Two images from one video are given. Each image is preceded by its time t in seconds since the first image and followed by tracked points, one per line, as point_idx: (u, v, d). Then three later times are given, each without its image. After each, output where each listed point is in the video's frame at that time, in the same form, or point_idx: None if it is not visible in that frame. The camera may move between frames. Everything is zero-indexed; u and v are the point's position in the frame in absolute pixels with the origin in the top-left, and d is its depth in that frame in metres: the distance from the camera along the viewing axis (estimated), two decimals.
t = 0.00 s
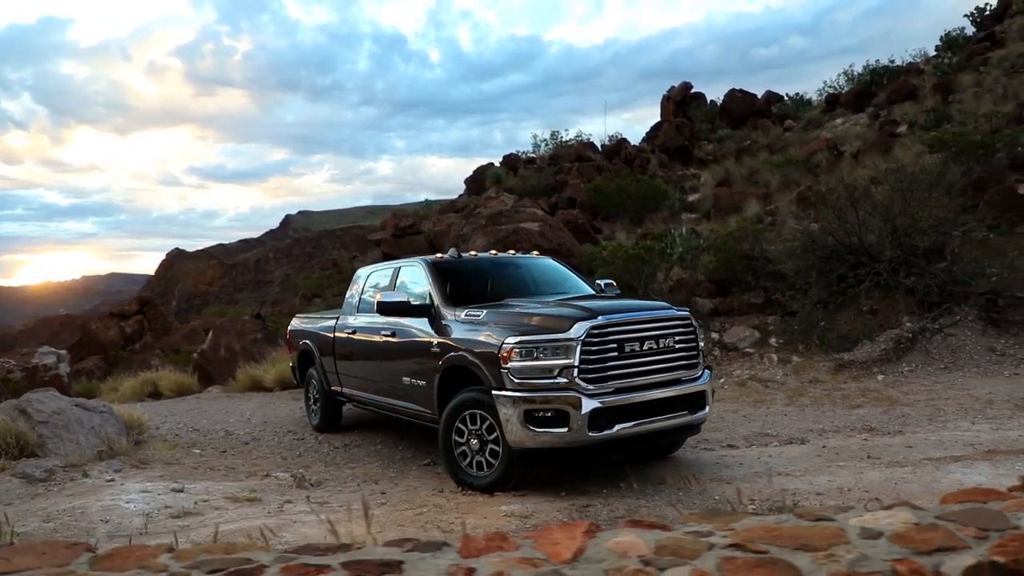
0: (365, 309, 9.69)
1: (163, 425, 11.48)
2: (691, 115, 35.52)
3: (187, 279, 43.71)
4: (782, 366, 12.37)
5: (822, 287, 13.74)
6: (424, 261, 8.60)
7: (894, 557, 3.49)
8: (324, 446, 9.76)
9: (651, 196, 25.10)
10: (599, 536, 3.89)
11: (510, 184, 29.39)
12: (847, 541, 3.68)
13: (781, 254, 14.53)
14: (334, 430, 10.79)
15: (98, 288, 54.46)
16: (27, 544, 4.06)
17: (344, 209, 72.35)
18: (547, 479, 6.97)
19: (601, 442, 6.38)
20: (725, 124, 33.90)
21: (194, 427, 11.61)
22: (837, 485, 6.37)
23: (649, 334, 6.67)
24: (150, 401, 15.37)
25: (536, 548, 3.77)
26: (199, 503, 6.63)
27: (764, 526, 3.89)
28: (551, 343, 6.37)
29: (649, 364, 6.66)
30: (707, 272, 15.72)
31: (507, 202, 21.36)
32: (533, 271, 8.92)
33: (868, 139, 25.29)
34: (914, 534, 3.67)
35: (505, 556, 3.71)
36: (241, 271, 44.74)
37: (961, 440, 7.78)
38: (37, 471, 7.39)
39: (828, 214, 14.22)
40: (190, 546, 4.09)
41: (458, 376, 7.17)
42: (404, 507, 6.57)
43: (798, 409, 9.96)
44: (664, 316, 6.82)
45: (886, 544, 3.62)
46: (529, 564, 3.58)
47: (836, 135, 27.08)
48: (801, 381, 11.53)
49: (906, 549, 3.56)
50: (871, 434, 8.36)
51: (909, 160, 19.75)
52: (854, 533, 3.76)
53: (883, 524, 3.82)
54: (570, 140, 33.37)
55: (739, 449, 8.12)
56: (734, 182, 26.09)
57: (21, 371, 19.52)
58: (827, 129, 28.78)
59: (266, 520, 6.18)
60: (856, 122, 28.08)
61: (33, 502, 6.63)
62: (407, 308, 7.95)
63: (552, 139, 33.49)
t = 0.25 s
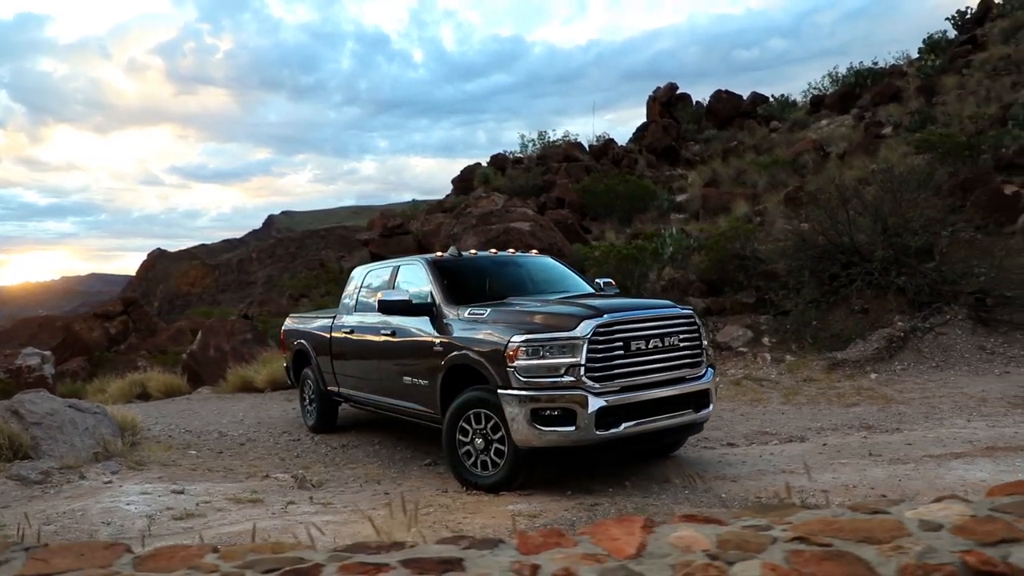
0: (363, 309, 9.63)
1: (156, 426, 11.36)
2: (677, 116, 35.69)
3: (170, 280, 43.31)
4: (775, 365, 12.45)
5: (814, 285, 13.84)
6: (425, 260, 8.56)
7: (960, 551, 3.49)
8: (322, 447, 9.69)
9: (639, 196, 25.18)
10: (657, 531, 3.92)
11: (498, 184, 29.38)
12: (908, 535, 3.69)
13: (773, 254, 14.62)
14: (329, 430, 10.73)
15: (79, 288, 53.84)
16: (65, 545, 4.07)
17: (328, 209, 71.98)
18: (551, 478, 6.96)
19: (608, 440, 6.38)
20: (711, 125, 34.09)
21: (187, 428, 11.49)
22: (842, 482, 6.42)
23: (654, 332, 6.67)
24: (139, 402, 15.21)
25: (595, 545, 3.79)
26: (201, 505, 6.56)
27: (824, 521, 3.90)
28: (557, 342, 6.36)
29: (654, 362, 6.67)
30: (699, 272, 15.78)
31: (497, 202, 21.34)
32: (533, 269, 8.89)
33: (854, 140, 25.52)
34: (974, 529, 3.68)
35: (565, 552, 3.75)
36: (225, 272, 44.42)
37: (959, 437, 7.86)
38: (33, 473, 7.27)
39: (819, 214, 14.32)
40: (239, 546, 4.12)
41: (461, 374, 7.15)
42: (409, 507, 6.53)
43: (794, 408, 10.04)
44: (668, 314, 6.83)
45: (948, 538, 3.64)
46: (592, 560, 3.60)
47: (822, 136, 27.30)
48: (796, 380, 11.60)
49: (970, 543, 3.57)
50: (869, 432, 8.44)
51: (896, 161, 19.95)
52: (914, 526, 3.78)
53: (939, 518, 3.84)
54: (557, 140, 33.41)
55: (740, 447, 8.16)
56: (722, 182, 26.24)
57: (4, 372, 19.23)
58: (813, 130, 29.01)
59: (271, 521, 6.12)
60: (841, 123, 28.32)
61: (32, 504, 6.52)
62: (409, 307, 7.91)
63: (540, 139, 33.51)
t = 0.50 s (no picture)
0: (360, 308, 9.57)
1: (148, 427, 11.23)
2: (664, 116, 35.83)
3: (153, 281, 42.88)
4: (769, 364, 12.53)
5: (807, 285, 13.93)
6: (426, 258, 8.51)
7: None
8: (319, 447, 9.63)
9: (628, 196, 25.24)
10: (718, 527, 3.84)
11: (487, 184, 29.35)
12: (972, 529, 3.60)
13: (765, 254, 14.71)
14: (326, 431, 10.66)
15: (59, 288, 53.18)
16: (103, 548, 3.95)
17: (312, 209, 71.59)
18: (556, 477, 6.95)
19: (615, 439, 6.38)
20: (698, 126, 34.26)
21: (180, 430, 11.38)
22: (846, 480, 6.46)
23: (659, 331, 6.68)
24: (129, 403, 15.05)
25: (656, 541, 3.71)
26: (203, 506, 6.49)
27: (883, 516, 3.81)
28: (564, 340, 6.35)
29: (660, 361, 6.67)
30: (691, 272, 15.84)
31: (488, 202, 21.31)
32: (534, 268, 8.87)
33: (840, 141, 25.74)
34: None
35: (629, 549, 3.66)
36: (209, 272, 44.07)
37: (957, 434, 7.94)
38: (29, 475, 7.16)
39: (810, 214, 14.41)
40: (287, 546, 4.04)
41: (465, 374, 7.12)
42: (415, 507, 6.50)
43: (791, 406, 10.10)
44: (673, 313, 6.83)
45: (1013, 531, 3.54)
46: (660, 557, 3.52)
47: (808, 137, 27.51)
48: (790, 378, 11.68)
49: None
50: (867, 429, 8.51)
51: (883, 161, 20.13)
52: (975, 520, 3.69)
53: (996, 511, 3.76)
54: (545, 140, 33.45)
55: (740, 445, 8.20)
56: (710, 183, 26.38)
57: None
58: (799, 131, 29.23)
59: (276, 523, 6.07)
60: (827, 125, 28.55)
61: (30, 507, 6.42)
62: (411, 306, 7.87)
63: (527, 139, 33.53)
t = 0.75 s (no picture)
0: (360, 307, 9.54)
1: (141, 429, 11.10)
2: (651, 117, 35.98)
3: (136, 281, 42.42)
4: (763, 363, 12.61)
5: (799, 284, 14.05)
6: (428, 258, 8.49)
7: None
8: (317, 448, 9.57)
9: (617, 196, 25.32)
10: (779, 522, 3.84)
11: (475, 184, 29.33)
12: None
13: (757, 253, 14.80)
14: (322, 431, 10.60)
15: (39, 289, 52.48)
16: (156, 549, 3.92)
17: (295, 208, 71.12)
18: (561, 476, 6.96)
19: (622, 437, 6.40)
20: (684, 126, 34.44)
21: (174, 431, 11.26)
22: (851, 476, 6.52)
23: (665, 330, 6.70)
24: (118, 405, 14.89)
25: (722, 536, 3.70)
26: (208, 508, 6.43)
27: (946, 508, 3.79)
28: (572, 339, 6.36)
29: (666, 359, 6.70)
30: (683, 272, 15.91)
31: (479, 202, 21.29)
32: (535, 267, 8.87)
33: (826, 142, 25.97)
34: None
35: (696, 544, 3.65)
36: (192, 272, 43.68)
37: (955, 431, 8.04)
38: (27, 477, 7.07)
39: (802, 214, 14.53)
40: (349, 545, 4.05)
41: (470, 374, 7.11)
42: (422, 507, 6.48)
43: (787, 405, 10.18)
44: (679, 312, 6.86)
45: None
46: (730, 551, 3.52)
47: (795, 138, 27.73)
48: (784, 377, 11.77)
49: None
50: (866, 427, 8.59)
51: (870, 161, 20.32)
52: None
53: None
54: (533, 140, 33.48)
55: (741, 443, 8.26)
56: (698, 183, 26.51)
57: None
58: (785, 132, 29.45)
59: (283, 523, 6.02)
60: (813, 126, 28.80)
61: (32, 509, 6.33)
62: (414, 306, 7.86)
63: (515, 139, 33.53)
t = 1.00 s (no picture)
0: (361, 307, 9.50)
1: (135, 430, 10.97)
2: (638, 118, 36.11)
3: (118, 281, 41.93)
4: (758, 361, 12.69)
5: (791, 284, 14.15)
6: (431, 257, 8.45)
7: None
8: (316, 448, 9.51)
9: (607, 197, 25.38)
10: (843, 513, 3.90)
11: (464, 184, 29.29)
12: None
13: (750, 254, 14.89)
14: (319, 432, 10.53)
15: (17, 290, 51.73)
16: (219, 548, 3.91)
17: (278, 208, 70.61)
18: (567, 475, 6.95)
19: (630, 436, 6.42)
20: (671, 127, 34.60)
21: (168, 433, 11.13)
22: (856, 473, 6.58)
23: (672, 328, 6.73)
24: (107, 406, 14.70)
25: (790, 528, 3.76)
26: (214, 509, 6.36)
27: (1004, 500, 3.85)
28: (580, 338, 6.37)
29: (672, 358, 6.73)
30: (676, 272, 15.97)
31: (470, 202, 21.26)
32: (538, 266, 8.86)
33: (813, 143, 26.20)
34: None
35: (767, 535, 3.70)
36: (175, 273, 43.25)
37: (954, 429, 8.13)
38: (27, 479, 6.96)
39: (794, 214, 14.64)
40: (417, 541, 4.10)
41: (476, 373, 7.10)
42: (429, 506, 6.45)
43: (784, 403, 10.25)
44: (685, 310, 6.88)
45: None
46: (803, 542, 3.57)
47: (781, 139, 27.95)
48: (780, 375, 11.85)
49: None
50: (865, 425, 8.67)
51: (858, 162, 20.52)
52: None
53: None
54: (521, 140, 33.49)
55: (742, 442, 8.30)
56: (686, 184, 26.65)
57: None
58: (772, 134, 29.68)
59: (291, 523, 5.96)
60: (799, 127, 29.04)
61: (34, 511, 6.23)
62: (418, 305, 7.84)
63: (503, 139, 33.52)
